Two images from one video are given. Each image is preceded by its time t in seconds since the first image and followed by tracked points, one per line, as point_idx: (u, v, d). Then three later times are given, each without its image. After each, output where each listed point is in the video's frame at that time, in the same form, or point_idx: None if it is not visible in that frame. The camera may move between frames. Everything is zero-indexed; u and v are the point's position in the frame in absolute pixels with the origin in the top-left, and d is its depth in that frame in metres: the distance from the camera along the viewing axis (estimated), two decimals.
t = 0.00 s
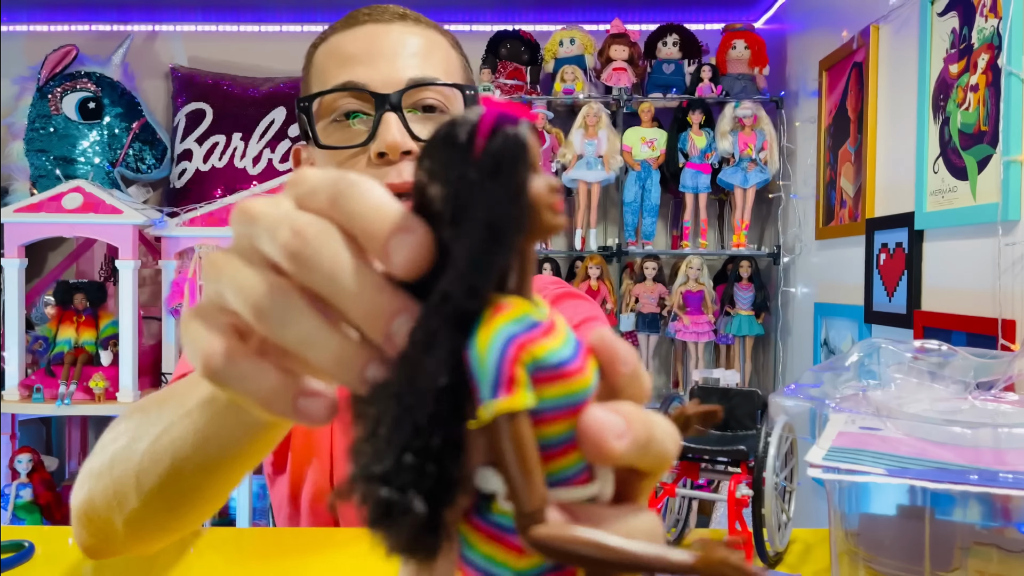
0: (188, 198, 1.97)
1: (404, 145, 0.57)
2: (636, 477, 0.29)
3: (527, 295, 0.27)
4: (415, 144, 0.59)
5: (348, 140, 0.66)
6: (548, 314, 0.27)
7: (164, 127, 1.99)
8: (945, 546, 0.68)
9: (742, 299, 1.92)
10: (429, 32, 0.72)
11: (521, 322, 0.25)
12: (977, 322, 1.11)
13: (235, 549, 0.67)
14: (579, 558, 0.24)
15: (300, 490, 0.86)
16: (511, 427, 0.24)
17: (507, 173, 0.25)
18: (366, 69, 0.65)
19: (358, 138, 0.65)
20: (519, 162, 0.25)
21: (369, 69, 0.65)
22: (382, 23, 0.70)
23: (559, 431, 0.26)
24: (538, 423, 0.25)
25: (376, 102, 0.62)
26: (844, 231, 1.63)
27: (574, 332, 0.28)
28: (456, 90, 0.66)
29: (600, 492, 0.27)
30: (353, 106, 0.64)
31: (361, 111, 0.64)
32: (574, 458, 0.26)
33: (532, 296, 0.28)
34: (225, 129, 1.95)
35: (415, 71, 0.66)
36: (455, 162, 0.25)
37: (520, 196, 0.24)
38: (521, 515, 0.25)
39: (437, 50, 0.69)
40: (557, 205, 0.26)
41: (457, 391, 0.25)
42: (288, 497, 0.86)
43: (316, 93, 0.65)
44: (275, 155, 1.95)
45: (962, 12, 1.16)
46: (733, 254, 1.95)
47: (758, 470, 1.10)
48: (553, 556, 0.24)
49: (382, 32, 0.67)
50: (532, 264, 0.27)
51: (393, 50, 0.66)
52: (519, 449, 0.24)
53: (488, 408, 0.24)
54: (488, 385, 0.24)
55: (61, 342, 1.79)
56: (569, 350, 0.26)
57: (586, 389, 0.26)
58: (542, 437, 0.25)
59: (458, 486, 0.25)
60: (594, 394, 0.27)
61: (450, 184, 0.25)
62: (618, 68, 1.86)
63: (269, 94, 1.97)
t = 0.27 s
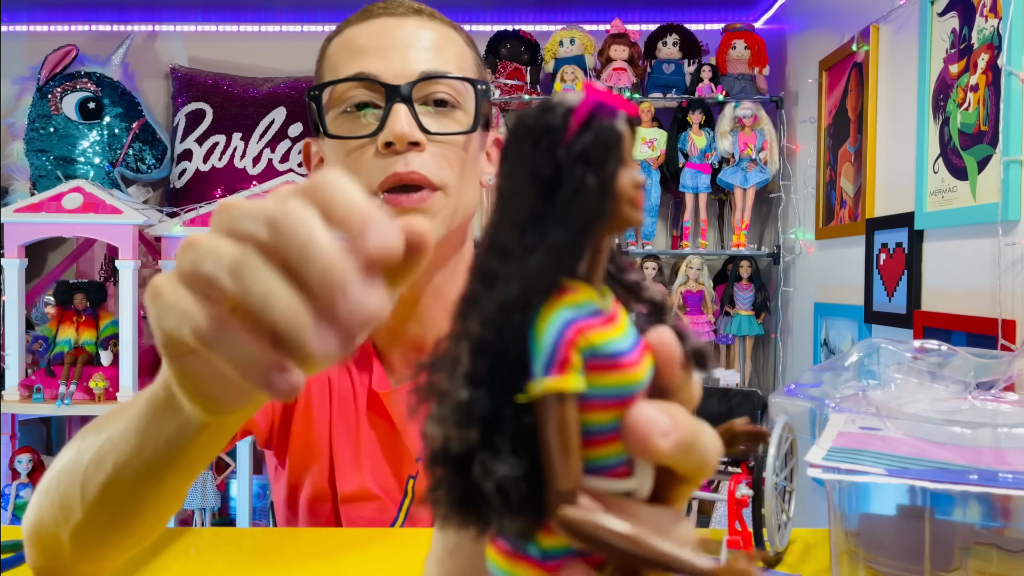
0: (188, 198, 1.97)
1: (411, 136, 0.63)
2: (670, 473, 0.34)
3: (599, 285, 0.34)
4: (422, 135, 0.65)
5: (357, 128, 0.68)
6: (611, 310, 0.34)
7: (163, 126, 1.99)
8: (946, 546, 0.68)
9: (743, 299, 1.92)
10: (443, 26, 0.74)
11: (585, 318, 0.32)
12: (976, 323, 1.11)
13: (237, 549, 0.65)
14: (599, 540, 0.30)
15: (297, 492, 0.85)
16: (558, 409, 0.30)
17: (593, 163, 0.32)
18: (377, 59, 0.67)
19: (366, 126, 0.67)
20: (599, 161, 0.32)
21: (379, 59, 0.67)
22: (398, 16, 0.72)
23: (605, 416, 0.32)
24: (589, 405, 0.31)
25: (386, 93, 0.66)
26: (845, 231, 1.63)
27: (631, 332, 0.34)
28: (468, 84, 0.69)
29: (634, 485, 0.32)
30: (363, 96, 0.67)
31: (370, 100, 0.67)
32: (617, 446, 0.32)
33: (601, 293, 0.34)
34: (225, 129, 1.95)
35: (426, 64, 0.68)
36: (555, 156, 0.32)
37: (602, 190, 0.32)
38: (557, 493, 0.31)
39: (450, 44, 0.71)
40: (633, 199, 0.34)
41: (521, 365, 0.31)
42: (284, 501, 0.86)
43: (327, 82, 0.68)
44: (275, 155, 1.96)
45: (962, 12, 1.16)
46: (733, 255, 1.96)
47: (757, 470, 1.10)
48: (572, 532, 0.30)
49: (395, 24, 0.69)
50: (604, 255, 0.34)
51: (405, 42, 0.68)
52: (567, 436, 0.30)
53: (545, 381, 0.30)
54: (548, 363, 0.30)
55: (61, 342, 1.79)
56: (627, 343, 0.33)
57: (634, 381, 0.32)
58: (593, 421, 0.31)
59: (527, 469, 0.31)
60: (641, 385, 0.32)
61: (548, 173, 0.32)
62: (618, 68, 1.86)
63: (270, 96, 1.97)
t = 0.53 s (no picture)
0: (188, 198, 1.97)
1: (405, 134, 0.63)
2: (656, 457, 0.34)
3: (584, 270, 0.33)
4: (416, 132, 0.64)
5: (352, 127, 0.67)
6: (598, 293, 0.33)
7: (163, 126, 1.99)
8: (945, 546, 0.68)
9: (743, 299, 1.92)
10: (442, 24, 0.72)
11: (568, 298, 0.31)
12: (976, 323, 1.11)
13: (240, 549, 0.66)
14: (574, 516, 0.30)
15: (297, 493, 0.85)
16: (536, 386, 0.30)
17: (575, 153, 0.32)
18: (376, 57, 0.66)
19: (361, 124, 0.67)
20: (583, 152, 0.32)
21: (377, 57, 0.66)
22: (396, 13, 0.71)
23: (589, 397, 0.31)
24: (572, 386, 0.31)
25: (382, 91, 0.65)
26: (845, 231, 1.63)
27: (620, 315, 0.33)
28: (464, 83, 0.69)
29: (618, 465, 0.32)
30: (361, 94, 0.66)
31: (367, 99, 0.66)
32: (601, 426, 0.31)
33: (587, 276, 0.34)
34: (224, 128, 1.96)
35: (422, 61, 0.67)
36: (540, 144, 0.32)
37: (585, 173, 0.32)
38: (530, 468, 0.30)
39: (448, 42, 0.70)
40: (623, 186, 0.33)
41: (499, 346, 0.30)
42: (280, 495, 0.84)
43: (324, 77, 0.67)
44: (275, 155, 1.96)
45: (961, 12, 1.16)
46: (734, 255, 1.96)
47: (757, 470, 1.10)
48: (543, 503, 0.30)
49: (395, 22, 0.68)
50: (591, 239, 0.34)
51: (403, 40, 0.67)
52: (546, 412, 0.30)
53: (522, 361, 0.30)
54: (527, 343, 0.30)
55: (61, 342, 1.79)
56: (610, 326, 0.32)
57: (618, 363, 0.31)
58: (575, 401, 0.31)
59: (502, 440, 0.30)
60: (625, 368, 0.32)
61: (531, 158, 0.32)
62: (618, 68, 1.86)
63: (270, 96, 1.97)
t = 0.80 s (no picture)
0: (186, 197, 1.96)
1: (408, 131, 0.63)
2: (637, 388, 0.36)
3: (554, 192, 0.38)
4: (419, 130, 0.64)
5: (355, 120, 0.67)
6: (570, 219, 0.37)
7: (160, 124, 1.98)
8: (950, 549, 0.67)
9: (746, 299, 1.91)
10: (447, 19, 0.72)
11: (536, 217, 0.36)
12: (980, 323, 1.10)
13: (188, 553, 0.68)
14: (523, 404, 0.34)
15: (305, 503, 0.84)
16: (493, 292, 0.34)
17: (539, 80, 0.36)
18: (379, 53, 0.67)
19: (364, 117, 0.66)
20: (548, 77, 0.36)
21: (381, 52, 0.67)
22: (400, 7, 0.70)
23: (546, 312, 0.35)
24: (531, 301, 0.35)
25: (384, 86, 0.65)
26: (849, 231, 1.62)
27: (596, 246, 0.37)
28: (468, 79, 0.67)
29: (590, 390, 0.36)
30: (364, 89, 0.66)
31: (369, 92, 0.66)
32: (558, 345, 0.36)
33: (559, 201, 0.38)
34: (221, 127, 1.96)
35: (426, 57, 0.67)
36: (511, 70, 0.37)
37: (540, 98, 0.36)
38: (482, 366, 0.35)
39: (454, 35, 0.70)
40: (591, 113, 0.37)
41: (465, 254, 0.35)
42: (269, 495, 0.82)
43: (328, 72, 0.67)
44: (273, 153, 1.96)
45: (966, 9, 1.15)
46: (736, 254, 1.95)
47: (761, 472, 1.05)
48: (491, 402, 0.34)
49: (399, 17, 0.68)
50: (559, 166, 0.38)
51: (407, 35, 0.67)
52: (499, 325, 0.34)
53: (480, 268, 0.34)
54: (490, 250, 0.35)
55: (56, 343, 1.77)
56: (569, 245, 0.36)
57: (576, 280, 0.36)
58: (536, 316, 0.35)
59: (460, 343, 0.36)
60: (585, 286, 0.36)
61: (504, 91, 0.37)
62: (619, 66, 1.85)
63: (268, 94, 1.96)
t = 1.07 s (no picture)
0: (184, 196, 1.96)
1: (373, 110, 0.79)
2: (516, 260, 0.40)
3: (470, 89, 0.42)
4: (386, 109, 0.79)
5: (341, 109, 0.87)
6: (471, 106, 0.42)
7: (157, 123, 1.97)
8: (953, 552, 0.65)
9: (748, 299, 1.90)
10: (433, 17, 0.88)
11: (431, 103, 0.41)
12: (984, 323, 1.09)
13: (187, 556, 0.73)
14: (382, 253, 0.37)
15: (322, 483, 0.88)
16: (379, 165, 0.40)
17: None
18: (365, 45, 0.84)
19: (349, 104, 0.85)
20: None
21: (367, 45, 0.83)
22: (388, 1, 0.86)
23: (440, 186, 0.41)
24: (425, 176, 0.40)
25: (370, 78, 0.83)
26: (851, 230, 1.61)
27: (503, 132, 0.41)
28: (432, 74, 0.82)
29: (483, 262, 0.41)
30: (349, 82, 0.84)
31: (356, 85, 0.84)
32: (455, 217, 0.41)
33: (475, 95, 0.42)
34: (219, 125, 1.95)
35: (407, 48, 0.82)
36: None
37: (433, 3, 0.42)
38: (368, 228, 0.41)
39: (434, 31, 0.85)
40: (482, 6, 0.42)
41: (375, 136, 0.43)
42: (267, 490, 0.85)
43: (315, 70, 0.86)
44: (271, 152, 1.96)
45: (969, 7, 1.14)
46: (737, 254, 1.94)
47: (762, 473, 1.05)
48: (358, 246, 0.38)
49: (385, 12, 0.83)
50: (473, 58, 0.42)
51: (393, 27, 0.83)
52: (383, 188, 0.40)
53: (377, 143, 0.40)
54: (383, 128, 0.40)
55: (53, 343, 1.76)
56: (457, 128, 0.40)
57: (458, 155, 0.40)
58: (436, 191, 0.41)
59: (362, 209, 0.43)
60: (467, 163, 0.40)
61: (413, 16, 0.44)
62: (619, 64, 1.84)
63: (267, 93, 1.95)
